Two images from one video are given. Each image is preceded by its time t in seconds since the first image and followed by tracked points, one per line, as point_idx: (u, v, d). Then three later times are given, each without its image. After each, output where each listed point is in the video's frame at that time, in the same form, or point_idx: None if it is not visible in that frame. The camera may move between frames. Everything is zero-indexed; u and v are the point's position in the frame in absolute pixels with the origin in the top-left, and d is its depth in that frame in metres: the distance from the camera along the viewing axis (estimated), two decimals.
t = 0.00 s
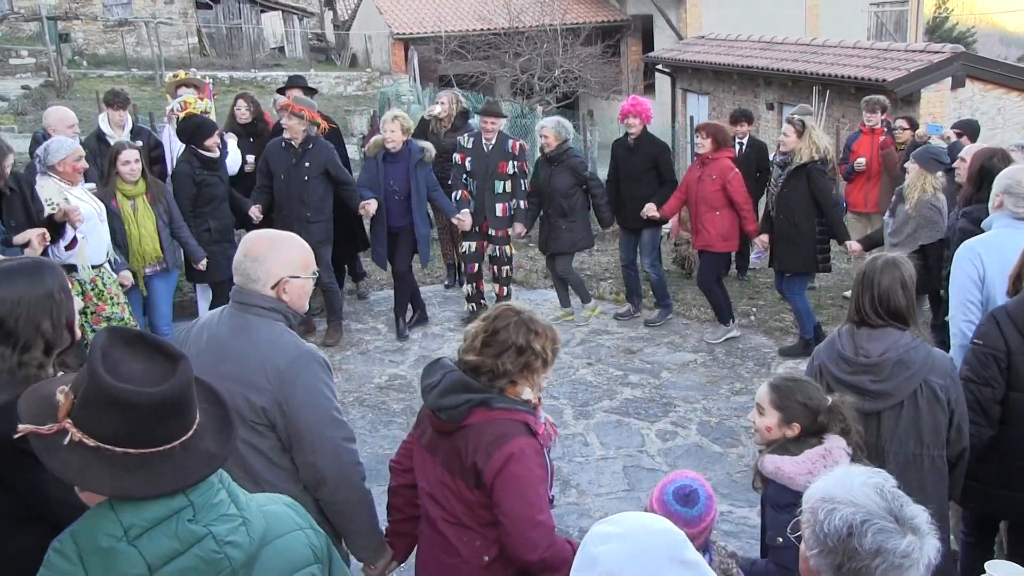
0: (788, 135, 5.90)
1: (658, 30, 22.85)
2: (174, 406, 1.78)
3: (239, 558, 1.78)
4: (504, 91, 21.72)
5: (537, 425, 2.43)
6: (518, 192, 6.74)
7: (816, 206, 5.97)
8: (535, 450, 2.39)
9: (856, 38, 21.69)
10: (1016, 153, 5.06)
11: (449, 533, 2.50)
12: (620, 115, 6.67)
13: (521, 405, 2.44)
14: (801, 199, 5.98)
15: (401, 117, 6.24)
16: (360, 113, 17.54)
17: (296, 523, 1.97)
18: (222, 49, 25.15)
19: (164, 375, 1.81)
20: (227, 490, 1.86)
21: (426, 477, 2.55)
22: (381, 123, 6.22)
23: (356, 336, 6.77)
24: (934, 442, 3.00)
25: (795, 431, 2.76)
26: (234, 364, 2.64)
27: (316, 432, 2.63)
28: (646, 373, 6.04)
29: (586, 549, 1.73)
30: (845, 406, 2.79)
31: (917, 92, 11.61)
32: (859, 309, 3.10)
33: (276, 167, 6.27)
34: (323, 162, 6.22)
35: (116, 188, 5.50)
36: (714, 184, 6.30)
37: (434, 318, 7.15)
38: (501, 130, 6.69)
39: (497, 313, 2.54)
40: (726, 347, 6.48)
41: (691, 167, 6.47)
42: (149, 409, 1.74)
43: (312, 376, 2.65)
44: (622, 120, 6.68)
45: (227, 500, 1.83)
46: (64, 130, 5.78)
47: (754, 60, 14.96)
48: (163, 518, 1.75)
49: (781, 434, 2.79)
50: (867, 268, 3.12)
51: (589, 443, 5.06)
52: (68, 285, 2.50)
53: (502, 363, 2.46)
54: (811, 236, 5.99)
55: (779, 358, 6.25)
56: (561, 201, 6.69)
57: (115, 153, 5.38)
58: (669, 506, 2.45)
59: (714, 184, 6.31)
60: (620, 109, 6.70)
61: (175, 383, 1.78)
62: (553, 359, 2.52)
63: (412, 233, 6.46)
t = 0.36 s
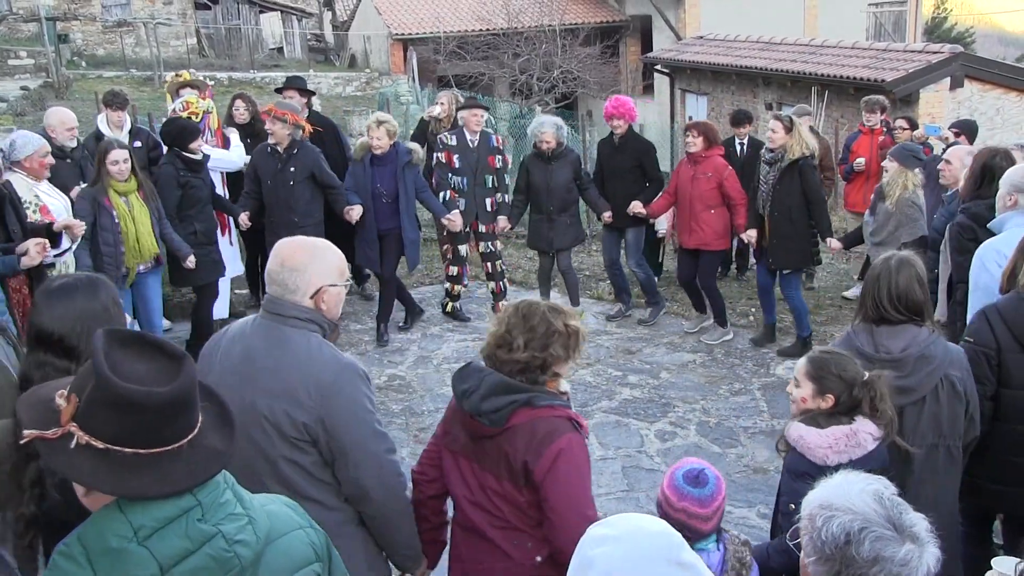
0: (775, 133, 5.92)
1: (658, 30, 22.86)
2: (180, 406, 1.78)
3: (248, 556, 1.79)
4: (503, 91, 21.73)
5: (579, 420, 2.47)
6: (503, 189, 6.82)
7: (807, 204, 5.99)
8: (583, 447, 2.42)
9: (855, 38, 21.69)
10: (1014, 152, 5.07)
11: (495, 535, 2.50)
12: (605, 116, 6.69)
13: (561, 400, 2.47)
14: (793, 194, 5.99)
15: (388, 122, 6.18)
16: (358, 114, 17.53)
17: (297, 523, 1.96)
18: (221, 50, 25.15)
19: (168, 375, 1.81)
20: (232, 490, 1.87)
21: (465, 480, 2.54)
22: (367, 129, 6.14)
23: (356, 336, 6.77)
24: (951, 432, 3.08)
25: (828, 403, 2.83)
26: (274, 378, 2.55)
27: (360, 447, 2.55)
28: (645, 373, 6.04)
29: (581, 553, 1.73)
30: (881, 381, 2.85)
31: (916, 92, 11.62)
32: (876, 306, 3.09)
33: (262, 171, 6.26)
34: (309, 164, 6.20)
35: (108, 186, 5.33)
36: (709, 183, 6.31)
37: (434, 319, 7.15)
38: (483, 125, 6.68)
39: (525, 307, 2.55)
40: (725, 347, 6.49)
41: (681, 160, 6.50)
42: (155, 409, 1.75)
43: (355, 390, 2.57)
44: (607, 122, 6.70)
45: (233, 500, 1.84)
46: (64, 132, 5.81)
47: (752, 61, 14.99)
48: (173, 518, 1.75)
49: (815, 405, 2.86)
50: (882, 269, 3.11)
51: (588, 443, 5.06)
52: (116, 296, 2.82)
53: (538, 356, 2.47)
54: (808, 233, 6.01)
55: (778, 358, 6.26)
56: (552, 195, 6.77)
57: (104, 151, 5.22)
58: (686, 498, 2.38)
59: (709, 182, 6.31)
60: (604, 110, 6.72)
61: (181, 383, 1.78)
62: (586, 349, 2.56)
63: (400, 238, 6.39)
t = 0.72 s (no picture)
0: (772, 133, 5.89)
1: (657, 30, 22.85)
2: (189, 402, 1.78)
3: (260, 546, 1.79)
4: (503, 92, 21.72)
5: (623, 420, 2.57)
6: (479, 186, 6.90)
7: (800, 204, 5.97)
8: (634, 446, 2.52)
9: (854, 39, 21.67)
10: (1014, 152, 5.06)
11: (548, 538, 2.56)
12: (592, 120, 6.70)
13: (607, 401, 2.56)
14: (788, 194, 5.97)
15: (380, 127, 6.14)
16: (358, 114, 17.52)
17: (293, 518, 1.94)
18: (221, 49, 25.11)
19: (174, 373, 1.82)
20: (238, 487, 1.88)
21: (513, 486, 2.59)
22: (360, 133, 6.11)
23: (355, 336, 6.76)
24: (971, 416, 3.16)
25: (828, 397, 2.91)
26: (322, 401, 2.48)
27: (412, 471, 2.51)
28: (645, 373, 6.04)
29: (582, 553, 1.72)
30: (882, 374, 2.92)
31: (915, 93, 11.62)
32: (891, 300, 3.16)
33: (247, 171, 6.17)
34: (293, 165, 6.11)
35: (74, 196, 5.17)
36: (704, 180, 6.37)
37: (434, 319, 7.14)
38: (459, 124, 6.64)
39: (564, 314, 2.64)
40: (724, 348, 6.49)
41: (668, 156, 6.53)
42: (166, 405, 1.74)
43: (405, 415, 2.51)
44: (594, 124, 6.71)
45: (240, 493, 1.85)
46: (59, 131, 5.77)
47: (752, 61, 14.99)
48: (187, 511, 1.74)
49: (816, 398, 2.94)
50: (896, 260, 3.19)
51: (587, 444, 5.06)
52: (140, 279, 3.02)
53: (585, 362, 2.55)
54: (796, 230, 5.99)
55: (778, 359, 6.25)
56: (551, 199, 6.82)
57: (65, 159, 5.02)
58: (704, 478, 2.45)
59: (704, 180, 6.37)
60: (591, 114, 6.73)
61: (190, 380, 1.79)
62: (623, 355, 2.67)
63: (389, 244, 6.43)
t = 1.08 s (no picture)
0: (780, 138, 5.90)
1: (656, 31, 22.87)
2: (218, 406, 1.80)
3: (272, 539, 1.84)
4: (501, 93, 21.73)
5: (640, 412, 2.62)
6: (472, 178, 7.25)
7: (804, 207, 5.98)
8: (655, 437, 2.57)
9: (852, 40, 21.71)
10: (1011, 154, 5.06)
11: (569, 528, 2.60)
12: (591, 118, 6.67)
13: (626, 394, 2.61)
14: (793, 198, 5.98)
15: (380, 126, 6.26)
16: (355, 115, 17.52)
17: (291, 516, 1.97)
18: (219, 51, 25.11)
19: (201, 377, 1.82)
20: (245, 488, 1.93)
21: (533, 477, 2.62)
22: (362, 134, 6.20)
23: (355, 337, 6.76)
24: (990, 412, 3.17)
25: (814, 398, 2.99)
26: (361, 395, 2.49)
27: (450, 463, 2.53)
28: (643, 374, 6.04)
29: (578, 554, 1.73)
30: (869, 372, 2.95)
31: (913, 94, 11.63)
32: (911, 296, 3.15)
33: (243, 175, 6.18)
34: (287, 168, 6.10)
35: (33, 208, 5.02)
36: (704, 181, 6.42)
37: (433, 320, 7.13)
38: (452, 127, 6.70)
39: (583, 307, 2.69)
40: (723, 349, 6.49)
41: (667, 158, 6.55)
42: (202, 410, 1.76)
43: (445, 406, 2.54)
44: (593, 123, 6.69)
45: (247, 491, 1.90)
46: (49, 134, 5.78)
47: (750, 62, 15.01)
48: (205, 507, 1.77)
49: (805, 398, 3.02)
50: (911, 263, 3.17)
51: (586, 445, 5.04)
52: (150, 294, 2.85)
53: (605, 355, 2.60)
54: (799, 234, 6.01)
55: (777, 360, 6.25)
56: (543, 193, 6.90)
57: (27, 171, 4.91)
58: (748, 461, 2.54)
59: (704, 182, 6.42)
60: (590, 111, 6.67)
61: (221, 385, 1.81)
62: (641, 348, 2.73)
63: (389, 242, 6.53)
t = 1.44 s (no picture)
0: (773, 134, 5.99)
1: (654, 33, 22.90)
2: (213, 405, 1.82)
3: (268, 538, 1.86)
4: (500, 95, 21.75)
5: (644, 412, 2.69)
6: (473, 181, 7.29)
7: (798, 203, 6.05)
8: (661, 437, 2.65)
9: (850, 43, 21.75)
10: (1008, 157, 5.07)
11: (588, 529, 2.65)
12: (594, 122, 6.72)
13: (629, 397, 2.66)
14: (790, 198, 6.04)
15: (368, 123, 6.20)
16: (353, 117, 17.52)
17: (277, 515, 1.98)
18: (217, 53, 25.11)
19: (193, 377, 1.83)
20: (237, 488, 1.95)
21: (547, 486, 2.66)
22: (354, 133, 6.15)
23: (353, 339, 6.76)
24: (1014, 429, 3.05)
25: (836, 400, 3.09)
26: (411, 390, 2.56)
27: (491, 451, 2.64)
28: (642, 376, 6.05)
29: (576, 555, 1.73)
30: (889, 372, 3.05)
31: (912, 97, 11.65)
32: (939, 310, 3.10)
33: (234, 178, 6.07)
34: (281, 172, 6.02)
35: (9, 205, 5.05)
36: (710, 189, 6.40)
37: (432, 322, 7.14)
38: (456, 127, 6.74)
39: (581, 312, 2.73)
40: (721, 351, 6.50)
41: (675, 164, 6.57)
42: (200, 409, 1.77)
43: (483, 396, 2.66)
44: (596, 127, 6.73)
45: (241, 491, 1.92)
46: (41, 137, 5.69)
47: (748, 64, 15.04)
48: (203, 507, 1.79)
49: (827, 399, 3.12)
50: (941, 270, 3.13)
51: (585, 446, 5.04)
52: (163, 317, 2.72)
53: (604, 359, 2.64)
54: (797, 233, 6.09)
55: (775, 362, 6.27)
56: (530, 193, 6.93)
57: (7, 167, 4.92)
58: (744, 452, 2.58)
59: (710, 190, 6.40)
60: (591, 116, 6.75)
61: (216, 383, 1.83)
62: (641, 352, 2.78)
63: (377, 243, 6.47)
